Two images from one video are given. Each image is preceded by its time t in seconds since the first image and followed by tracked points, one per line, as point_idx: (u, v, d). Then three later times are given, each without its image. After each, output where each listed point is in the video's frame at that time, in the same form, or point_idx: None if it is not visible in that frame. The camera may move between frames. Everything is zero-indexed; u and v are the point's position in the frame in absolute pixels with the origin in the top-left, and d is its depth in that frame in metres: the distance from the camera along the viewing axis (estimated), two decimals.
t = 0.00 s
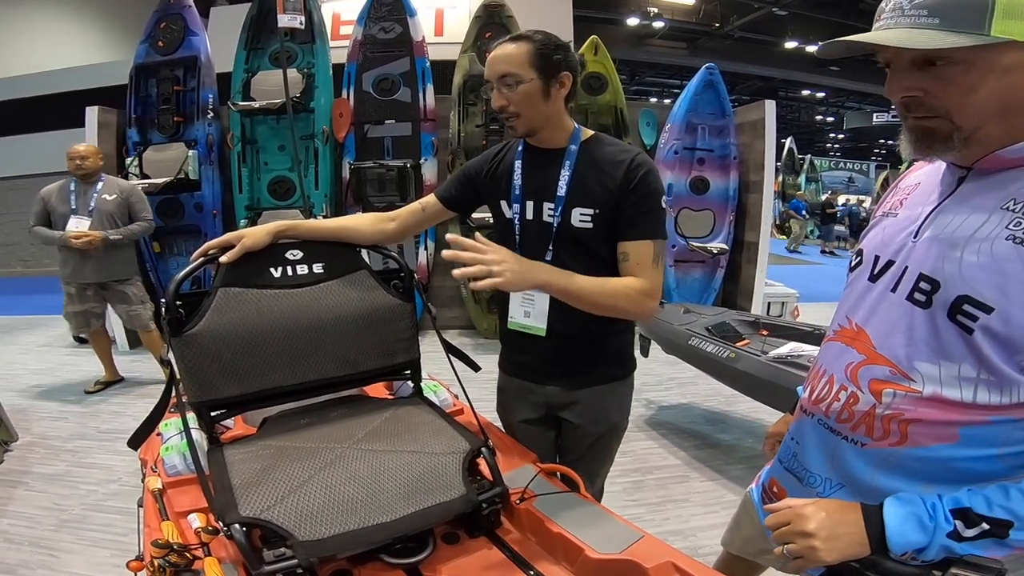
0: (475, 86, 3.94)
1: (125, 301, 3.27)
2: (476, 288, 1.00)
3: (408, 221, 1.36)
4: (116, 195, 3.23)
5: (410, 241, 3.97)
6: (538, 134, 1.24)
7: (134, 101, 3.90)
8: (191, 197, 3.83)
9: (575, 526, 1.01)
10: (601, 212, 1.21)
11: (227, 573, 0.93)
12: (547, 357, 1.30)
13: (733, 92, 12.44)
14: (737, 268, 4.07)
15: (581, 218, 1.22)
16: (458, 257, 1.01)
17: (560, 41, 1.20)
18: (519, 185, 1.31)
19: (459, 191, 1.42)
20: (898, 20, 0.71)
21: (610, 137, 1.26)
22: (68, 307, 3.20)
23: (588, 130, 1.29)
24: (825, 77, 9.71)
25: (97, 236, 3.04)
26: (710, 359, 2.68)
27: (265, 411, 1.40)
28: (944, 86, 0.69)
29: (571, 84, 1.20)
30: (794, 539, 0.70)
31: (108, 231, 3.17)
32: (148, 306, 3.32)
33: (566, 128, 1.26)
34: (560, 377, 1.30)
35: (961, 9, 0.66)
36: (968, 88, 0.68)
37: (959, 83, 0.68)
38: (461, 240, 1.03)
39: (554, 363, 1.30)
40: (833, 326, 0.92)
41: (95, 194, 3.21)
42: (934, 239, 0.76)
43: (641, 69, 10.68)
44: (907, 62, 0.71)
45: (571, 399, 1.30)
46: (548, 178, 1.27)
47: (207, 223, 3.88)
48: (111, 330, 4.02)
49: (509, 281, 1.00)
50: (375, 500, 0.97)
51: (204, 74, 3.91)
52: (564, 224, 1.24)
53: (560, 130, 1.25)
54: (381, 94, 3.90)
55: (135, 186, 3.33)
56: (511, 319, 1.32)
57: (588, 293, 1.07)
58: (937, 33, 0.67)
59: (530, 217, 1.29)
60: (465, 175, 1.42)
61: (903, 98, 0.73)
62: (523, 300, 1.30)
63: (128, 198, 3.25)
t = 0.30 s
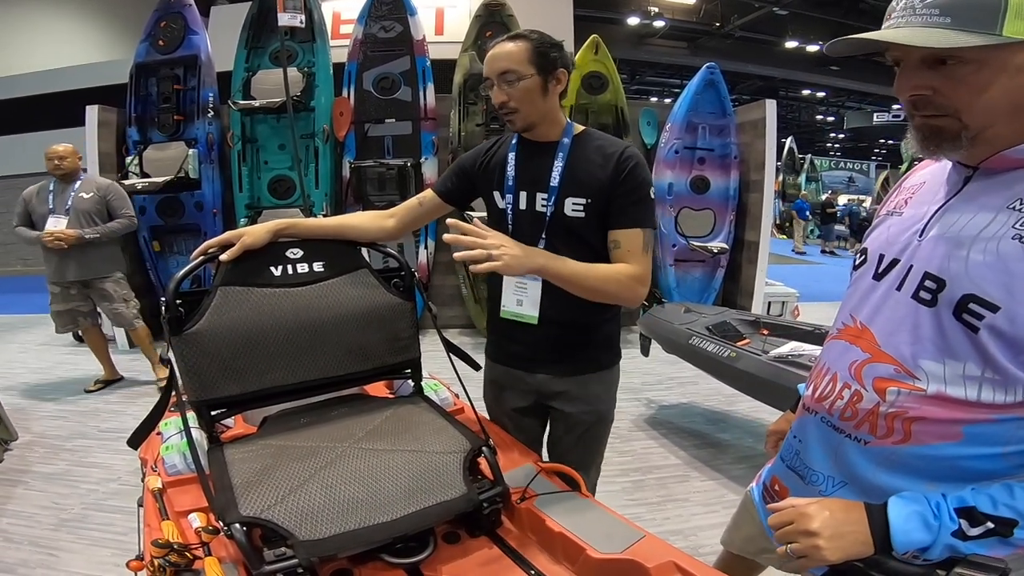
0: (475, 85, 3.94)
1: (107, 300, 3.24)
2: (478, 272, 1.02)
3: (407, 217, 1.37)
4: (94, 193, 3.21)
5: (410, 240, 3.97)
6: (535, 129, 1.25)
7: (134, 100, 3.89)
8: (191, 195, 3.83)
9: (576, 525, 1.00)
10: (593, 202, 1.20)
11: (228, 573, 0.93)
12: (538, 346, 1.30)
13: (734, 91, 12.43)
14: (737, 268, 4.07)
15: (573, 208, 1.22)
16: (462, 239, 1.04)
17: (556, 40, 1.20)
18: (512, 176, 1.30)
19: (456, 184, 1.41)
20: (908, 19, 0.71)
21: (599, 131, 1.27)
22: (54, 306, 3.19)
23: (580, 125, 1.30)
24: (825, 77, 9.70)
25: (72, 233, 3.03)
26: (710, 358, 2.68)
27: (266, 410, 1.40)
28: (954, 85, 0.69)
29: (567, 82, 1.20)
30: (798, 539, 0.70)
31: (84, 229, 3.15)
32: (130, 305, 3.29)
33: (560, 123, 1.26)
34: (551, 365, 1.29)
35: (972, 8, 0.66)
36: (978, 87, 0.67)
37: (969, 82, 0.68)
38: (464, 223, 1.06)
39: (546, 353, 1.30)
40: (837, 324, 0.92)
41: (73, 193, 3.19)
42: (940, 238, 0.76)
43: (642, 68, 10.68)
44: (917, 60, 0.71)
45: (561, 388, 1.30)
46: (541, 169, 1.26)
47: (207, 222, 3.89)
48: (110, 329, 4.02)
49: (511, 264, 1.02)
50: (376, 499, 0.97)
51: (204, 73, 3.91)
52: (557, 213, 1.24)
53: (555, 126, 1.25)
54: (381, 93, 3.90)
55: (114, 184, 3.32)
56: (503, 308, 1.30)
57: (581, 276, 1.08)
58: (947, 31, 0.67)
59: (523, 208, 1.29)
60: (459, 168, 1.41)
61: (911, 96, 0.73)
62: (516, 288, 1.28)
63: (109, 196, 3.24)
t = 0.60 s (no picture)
0: (476, 84, 3.93)
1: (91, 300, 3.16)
2: (485, 268, 1.06)
3: (415, 214, 1.38)
4: (75, 190, 3.15)
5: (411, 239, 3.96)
6: (538, 126, 1.25)
7: (134, 99, 3.88)
8: (191, 194, 3.85)
9: (578, 524, 1.00)
10: (594, 195, 1.20)
11: (230, 572, 0.93)
12: (537, 340, 1.30)
13: (734, 90, 12.42)
14: (738, 267, 4.07)
15: (575, 200, 1.22)
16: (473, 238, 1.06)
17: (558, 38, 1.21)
18: (516, 170, 1.30)
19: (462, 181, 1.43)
20: (912, 17, 0.71)
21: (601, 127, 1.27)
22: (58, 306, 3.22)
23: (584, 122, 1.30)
24: (826, 76, 9.69)
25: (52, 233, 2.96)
26: (711, 357, 2.68)
27: (267, 408, 1.40)
28: (958, 83, 0.68)
29: (570, 78, 1.21)
30: (802, 537, 0.70)
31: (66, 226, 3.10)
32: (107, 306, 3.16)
33: (564, 120, 1.27)
34: (548, 360, 1.29)
35: (976, 6, 0.65)
36: (982, 85, 0.67)
37: (972, 81, 0.67)
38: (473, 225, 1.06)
39: (545, 348, 1.29)
40: (839, 321, 0.92)
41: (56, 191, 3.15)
42: (943, 235, 0.75)
43: (642, 67, 10.67)
44: (920, 58, 0.70)
45: (559, 384, 1.29)
46: (545, 163, 1.26)
47: (208, 220, 3.92)
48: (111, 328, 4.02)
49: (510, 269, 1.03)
50: (378, 497, 0.97)
51: (205, 72, 3.90)
52: (558, 206, 1.24)
53: (559, 122, 1.26)
54: (381, 91, 3.89)
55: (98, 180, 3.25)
56: (506, 301, 1.32)
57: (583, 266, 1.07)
58: (951, 29, 0.66)
59: (526, 201, 1.29)
60: (467, 166, 1.42)
61: (914, 94, 0.72)
62: (517, 280, 1.30)
63: (92, 191, 3.17)
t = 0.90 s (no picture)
0: (476, 82, 3.98)
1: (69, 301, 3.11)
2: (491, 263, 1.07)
3: (458, 221, 1.41)
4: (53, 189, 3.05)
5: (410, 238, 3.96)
6: (568, 122, 1.23)
7: (134, 97, 3.88)
8: (191, 192, 3.85)
9: (578, 524, 1.00)
10: (621, 197, 1.15)
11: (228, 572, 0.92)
12: (555, 353, 1.27)
13: (734, 90, 12.41)
14: (737, 267, 4.06)
15: (600, 202, 1.18)
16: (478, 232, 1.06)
17: (591, 31, 1.18)
18: (545, 170, 1.29)
19: (499, 186, 1.43)
20: (913, 18, 0.70)
21: (640, 125, 1.21)
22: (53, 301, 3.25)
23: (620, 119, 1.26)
24: (827, 77, 9.68)
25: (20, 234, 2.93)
26: (711, 357, 2.67)
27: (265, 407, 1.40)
28: (958, 83, 0.68)
29: (604, 73, 1.17)
30: (801, 538, 0.69)
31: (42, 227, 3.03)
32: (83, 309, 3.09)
33: (595, 117, 1.23)
34: (565, 377, 1.25)
35: (977, 6, 0.65)
36: (982, 85, 0.67)
37: (973, 81, 0.67)
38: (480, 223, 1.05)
39: (565, 364, 1.25)
40: (837, 321, 0.92)
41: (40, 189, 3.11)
42: (941, 235, 0.75)
43: (642, 67, 10.66)
44: (921, 58, 0.70)
45: (573, 402, 1.25)
46: (574, 163, 1.24)
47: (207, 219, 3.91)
48: (109, 325, 4.01)
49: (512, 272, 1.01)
50: (375, 496, 0.96)
51: (204, 71, 3.89)
52: (583, 208, 1.21)
53: (589, 119, 1.23)
54: (381, 90, 3.88)
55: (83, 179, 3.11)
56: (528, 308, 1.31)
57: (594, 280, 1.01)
58: (951, 30, 0.66)
59: (553, 202, 1.27)
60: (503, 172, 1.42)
61: (915, 93, 0.72)
62: (539, 288, 1.28)
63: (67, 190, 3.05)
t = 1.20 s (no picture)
0: (479, 81, 3.96)
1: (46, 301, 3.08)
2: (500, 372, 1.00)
3: (496, 214, 1.40)
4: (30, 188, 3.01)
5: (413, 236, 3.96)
6: (610, 120, 1.14)
7: (137, 96, 3.89)
8: (194, 190, 3.85)
9: (580, 524, 0.99)
10: (653, 205, 1.07)
11: (230, 571, 0.92)
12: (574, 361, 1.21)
13: (737, 89, 12.39)
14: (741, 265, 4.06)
15: (630, 210, 1.10)
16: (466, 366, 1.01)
17: (638, 18, 1.09)
18: (581, 170, 1.22)
19: (540, 182, 1.39)
20: (919, 14, 0.69)
21: (687, 122, 1.09)
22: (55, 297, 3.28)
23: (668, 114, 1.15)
24: (831, 76, 9.66)
25: None
26: (715, 356, 2.67)
27: (267, 406, 1.39)
28: (964, 81, 0.67)
29: (652, 66, 1.09)
30: (805, 538, 0.68)
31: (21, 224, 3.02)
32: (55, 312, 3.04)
33: (638, 114, 1.13)
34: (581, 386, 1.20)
35: (984, 2, 0.64)
36: (988, 83, 0.66)
37: (980, 78, 0.66)
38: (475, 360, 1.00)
39: (587, 377, 1.18)
40: (840, 320, 0.92)
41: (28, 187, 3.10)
42: (946, 233, 0.74)
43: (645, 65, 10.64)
44: (927, 55, 0.69)
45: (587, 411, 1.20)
46: (609, 164, 1.16)
47: (210, 217, 3.92)
48: (113, 324, 4.02)
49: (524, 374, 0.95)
50: (378, 495, 0.96)
51: (207, 69, 3.89)
52: (613, 214, 1.13)
53: (631, 117, 1.13)
54: (384, 88, 3.88)
55: (56, 182, 3.01)
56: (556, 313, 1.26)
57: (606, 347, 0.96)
58: (959, 26, 0.65)
59: (586, 205, 1.20)
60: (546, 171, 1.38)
61: (919, 91, 0.71)
62: (567, 293, 1.24)
63: (38, 190, 2.99)
